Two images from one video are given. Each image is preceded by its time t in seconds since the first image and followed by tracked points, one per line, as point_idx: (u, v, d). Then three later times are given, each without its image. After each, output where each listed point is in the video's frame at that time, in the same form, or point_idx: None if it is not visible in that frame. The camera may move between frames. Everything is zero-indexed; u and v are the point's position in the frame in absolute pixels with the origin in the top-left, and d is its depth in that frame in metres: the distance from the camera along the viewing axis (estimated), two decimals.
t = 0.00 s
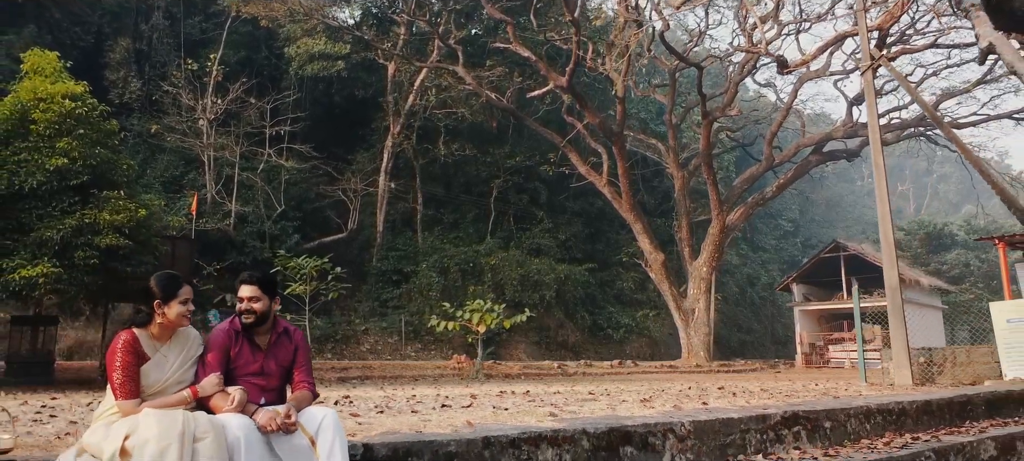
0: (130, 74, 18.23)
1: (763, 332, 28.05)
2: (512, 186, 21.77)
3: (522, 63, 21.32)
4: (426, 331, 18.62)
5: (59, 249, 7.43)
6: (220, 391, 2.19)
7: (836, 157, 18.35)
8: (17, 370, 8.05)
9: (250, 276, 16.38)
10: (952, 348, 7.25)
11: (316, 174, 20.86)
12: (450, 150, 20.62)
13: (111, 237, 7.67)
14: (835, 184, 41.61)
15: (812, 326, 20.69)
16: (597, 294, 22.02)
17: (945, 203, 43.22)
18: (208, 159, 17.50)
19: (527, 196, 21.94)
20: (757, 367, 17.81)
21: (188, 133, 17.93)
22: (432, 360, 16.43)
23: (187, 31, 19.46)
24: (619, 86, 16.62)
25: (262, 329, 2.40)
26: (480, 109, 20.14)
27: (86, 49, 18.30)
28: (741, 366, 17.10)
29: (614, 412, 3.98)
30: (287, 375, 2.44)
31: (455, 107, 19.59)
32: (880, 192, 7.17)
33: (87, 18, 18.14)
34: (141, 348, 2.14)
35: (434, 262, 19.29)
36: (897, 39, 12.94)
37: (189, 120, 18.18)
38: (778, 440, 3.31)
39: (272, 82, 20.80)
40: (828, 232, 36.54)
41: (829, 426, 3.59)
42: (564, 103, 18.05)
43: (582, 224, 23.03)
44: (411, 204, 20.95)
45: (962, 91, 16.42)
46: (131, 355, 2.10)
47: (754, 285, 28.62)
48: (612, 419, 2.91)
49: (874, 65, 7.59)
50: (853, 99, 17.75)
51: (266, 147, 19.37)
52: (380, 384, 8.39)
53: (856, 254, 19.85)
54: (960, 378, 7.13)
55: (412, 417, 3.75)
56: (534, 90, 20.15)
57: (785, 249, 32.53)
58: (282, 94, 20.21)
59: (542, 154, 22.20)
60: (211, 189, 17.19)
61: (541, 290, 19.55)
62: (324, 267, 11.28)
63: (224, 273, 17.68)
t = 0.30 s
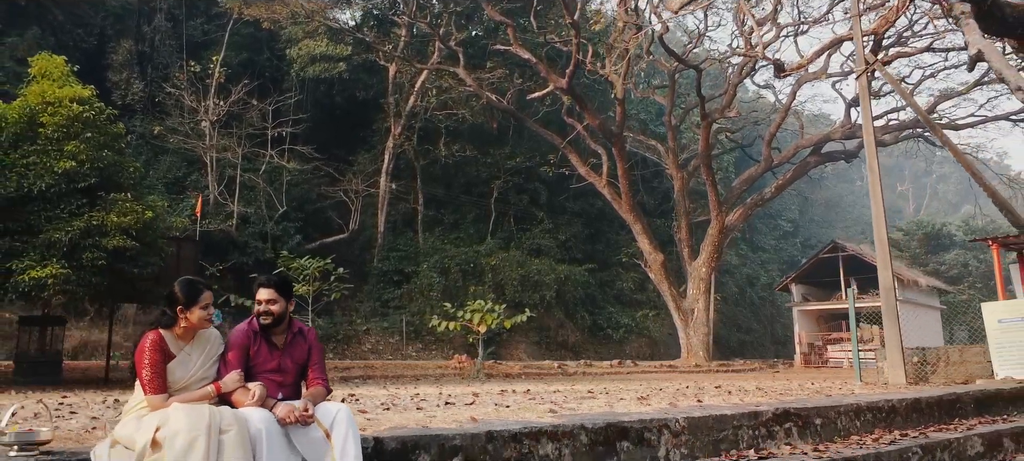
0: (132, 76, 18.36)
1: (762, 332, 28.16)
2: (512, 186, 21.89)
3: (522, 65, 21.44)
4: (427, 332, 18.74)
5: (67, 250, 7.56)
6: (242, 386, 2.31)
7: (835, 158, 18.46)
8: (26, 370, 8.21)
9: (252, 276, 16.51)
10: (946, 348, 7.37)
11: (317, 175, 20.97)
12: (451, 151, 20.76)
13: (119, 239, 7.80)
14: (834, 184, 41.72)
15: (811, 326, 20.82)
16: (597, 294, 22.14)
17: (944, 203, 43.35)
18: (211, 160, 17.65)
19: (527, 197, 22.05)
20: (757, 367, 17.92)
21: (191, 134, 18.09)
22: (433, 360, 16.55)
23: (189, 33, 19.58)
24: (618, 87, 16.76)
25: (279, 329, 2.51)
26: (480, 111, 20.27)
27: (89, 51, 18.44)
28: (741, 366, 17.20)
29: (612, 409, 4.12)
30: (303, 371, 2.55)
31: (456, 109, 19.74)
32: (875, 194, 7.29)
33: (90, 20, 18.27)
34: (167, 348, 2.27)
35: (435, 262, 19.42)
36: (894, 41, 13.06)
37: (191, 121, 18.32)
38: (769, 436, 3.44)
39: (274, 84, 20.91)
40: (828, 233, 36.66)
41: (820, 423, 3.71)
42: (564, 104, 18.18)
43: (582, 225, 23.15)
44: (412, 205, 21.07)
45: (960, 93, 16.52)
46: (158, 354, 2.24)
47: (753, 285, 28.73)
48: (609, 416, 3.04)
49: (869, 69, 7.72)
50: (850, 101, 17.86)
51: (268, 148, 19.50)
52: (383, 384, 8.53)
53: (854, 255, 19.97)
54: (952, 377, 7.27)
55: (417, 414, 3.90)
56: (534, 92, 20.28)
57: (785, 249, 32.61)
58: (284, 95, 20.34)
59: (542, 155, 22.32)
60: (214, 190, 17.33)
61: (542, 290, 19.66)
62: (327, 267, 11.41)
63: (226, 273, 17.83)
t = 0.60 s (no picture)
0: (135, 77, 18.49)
1: (762, 332, 28.28)
2: (512, 187, 22.00)
3: (522, 66, 21.56)
4: (428, 332, 18.87)
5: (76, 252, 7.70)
6: (259, 382, 2.43)
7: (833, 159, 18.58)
8: (34, 370, 8.34)
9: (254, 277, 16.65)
10: (939, 347, 7.50)
11: (319, 177, 21.10)
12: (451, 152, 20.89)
13: (126, 240, 7.95)
14: (834, 185, 41.85)
15: (809, 326, 20.95)
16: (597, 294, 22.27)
17: (944, 204, 43.48)
18: (213, 161, 17.79)
19: (527, 197, 22.17)
20: (756, 367, 18.03)
21: (193, 135, 18.23)
22: (434, 360, 16.68)
23: (191, 34, 19.68)
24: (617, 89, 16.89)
25: (292, 329, 2.64)
26: (480, 112, 20.40)
27: (92, 53, 18.58)
28: (740, 366, 17.31)
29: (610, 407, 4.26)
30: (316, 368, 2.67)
31: (456, 110, 19.88)
32: (868, 196, 7.43)
33: (93, 22, 18.40)
34: (188, 344, 2.39)
35: (436, 263, 19.55)
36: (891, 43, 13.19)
37: (193, 123, 18.45)
38: (762, 432, 3.56)
39: (276, 85, 21.03)
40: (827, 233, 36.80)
41: (811, 419, 3.84)
42: (565, 105, 18.30)
43: (582, 225, 23.28)
44: (412, 205, 21.20)
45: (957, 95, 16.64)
46: (180, 350, 2.35)
47: (753, 286, 28.85)
48: (606, 412, 3.17)
49: (863, 74, 7.88)
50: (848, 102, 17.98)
51: (270, 149, 19.64)
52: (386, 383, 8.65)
53: (852, 255, 20.08)
54: (945, 377, 7.39)
55: (421, 412, 4.04)
56: (534, 93, 20.41)
57: (784, 249, 32.72)
58: (285, 97, 20.47)
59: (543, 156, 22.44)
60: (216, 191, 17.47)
61: (542, 290, 19.78)
62: (330, 268, 11.53)
63: (229, 273, 17.98)
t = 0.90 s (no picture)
0: (138, 79, 18.61)
1: (761, 332, 28.40)
2: (513, 188, 22.12)
3: (523, 68, 21.66)
4: (429, 332, 19.00)
5: (83, 253, 7.84)
6: (276, 380, 2.56)
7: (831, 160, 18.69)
8: (40, 369, 8.51)
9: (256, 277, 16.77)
10: (934, 347, 7.61)
11: (321, 178, 21.23)
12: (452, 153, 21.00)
13: (133, 242, 8.08)
14: (833, 185, 41.95)
15: (808, 326, 21.06)
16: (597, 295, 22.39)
17: (944, 204, 43.58)
18: (216, 162, 17.92)
19: (528, 198, 22.28)
20: (755, 367, 18.14)
21: (196, 137, 18.35)
22: (436, 359, 16.81)
23: (194, 36, 19.79)
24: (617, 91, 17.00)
25: (305, 329, 2.76)
26: (481, 113, 20.53)
27: (95, 54, 18.70)
28: (739, 365, 17.44)
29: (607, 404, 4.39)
30: (328, 366, 2.79)
31: (457, 112, 20.00)
32: (864, 199, 7.55)
33: (96, 23, 18.53)
34: (209, 343, 2.52)
35: (437, 263, 19.68)
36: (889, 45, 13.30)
37: (196, 124, 18.57)
38: (754, 429, 3.69)
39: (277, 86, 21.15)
40: (826, 233, 36.94)
41: (803, 417, 3.97)
42: (565, 107, 18.43)
43: (582, 226, 23.41)
44: (413, 206, 21.32)
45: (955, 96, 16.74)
46: (201, 349, 2.47)
47: (752, 286, 28.98)
48: (604, 409, 3.29)
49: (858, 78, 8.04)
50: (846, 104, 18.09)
51: (272, 150, 19.77)
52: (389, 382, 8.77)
53: (851, 256, 20.21)
54: (939, 375, 7.51)
55: (426, 409, 4.18)
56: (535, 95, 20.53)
57: (784, 249, 32.86)
58: (287, 98, 20.58)
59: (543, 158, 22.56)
60: (219, 192, 17.61)
61: (542, 291, 19.90)
62: (332, 269, 11.65)
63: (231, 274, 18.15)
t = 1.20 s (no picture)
0: (140, 80, 18.71)
1: (761, 332, 28.56)
2: (513, 189, 22.25)
3: (523, 69, 21.76)
4: (430, 332, 19.15)
5: (92, 255, 7.96)
6: (293, 379, 2.69)
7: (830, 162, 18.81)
8: (50, 368, 8.59)
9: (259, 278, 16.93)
10: (927, 347, 7.73)
11: (323, 179, 21.36)
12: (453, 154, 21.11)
13: (140, 244, 8.22)
14: (833, 185, 42.07)
15: (807, 326, 21.20)
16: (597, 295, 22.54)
17: (943, 204, 43.70)
18: (219, 164, 18.06)
19: (528, 199, 22.40)
20: (754, 367, 18.28)
21: (198, 138, 18.48)
22: (437, 359, 16.95)
23: (195, 38, 19.89)
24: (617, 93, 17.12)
25: (318, 330, 2.90)
26: (482, 115, 20.64)
27: (98, 56, 18.82)
28: (738, 365, 17.58)
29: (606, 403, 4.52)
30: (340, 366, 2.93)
31: (458, 113, 20.13)
32: (859, 202, 7.68)
33: (98, 25, 18.63)
34: (229, 344, 2.64)
35: (438, 264, 19.83)
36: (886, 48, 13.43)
37: (198, 125, 18.70)
38: (748, 427, 3.83)
39: (279, 88, 21.26)
40: (825, 234, 37.07)
41: (795, 415, 4.10)
42: (565, 108, 18.54)
43: (583, 227, 23.54)
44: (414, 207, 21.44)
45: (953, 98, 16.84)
46: (222, 350, 2.60)
47: (752, 286, 29.13)
48: (603, 407, 3.43)
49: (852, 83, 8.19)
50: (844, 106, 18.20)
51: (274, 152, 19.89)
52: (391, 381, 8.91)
53: (849, 256, 20.34)
54: (932, 375, 7.64)
55: (431, 407, 4.31)
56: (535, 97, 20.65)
57: (783, 250, 33.00)
58: (288, 100, 20.70)
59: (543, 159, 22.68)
60: (221, 193, 17.75)
61: (543, 291, 20.01)
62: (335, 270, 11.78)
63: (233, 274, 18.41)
